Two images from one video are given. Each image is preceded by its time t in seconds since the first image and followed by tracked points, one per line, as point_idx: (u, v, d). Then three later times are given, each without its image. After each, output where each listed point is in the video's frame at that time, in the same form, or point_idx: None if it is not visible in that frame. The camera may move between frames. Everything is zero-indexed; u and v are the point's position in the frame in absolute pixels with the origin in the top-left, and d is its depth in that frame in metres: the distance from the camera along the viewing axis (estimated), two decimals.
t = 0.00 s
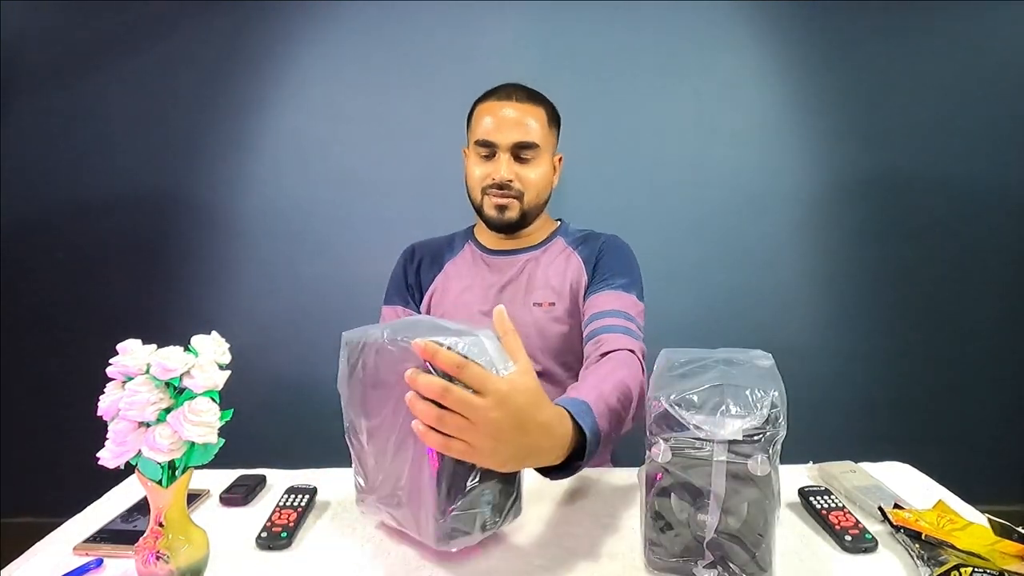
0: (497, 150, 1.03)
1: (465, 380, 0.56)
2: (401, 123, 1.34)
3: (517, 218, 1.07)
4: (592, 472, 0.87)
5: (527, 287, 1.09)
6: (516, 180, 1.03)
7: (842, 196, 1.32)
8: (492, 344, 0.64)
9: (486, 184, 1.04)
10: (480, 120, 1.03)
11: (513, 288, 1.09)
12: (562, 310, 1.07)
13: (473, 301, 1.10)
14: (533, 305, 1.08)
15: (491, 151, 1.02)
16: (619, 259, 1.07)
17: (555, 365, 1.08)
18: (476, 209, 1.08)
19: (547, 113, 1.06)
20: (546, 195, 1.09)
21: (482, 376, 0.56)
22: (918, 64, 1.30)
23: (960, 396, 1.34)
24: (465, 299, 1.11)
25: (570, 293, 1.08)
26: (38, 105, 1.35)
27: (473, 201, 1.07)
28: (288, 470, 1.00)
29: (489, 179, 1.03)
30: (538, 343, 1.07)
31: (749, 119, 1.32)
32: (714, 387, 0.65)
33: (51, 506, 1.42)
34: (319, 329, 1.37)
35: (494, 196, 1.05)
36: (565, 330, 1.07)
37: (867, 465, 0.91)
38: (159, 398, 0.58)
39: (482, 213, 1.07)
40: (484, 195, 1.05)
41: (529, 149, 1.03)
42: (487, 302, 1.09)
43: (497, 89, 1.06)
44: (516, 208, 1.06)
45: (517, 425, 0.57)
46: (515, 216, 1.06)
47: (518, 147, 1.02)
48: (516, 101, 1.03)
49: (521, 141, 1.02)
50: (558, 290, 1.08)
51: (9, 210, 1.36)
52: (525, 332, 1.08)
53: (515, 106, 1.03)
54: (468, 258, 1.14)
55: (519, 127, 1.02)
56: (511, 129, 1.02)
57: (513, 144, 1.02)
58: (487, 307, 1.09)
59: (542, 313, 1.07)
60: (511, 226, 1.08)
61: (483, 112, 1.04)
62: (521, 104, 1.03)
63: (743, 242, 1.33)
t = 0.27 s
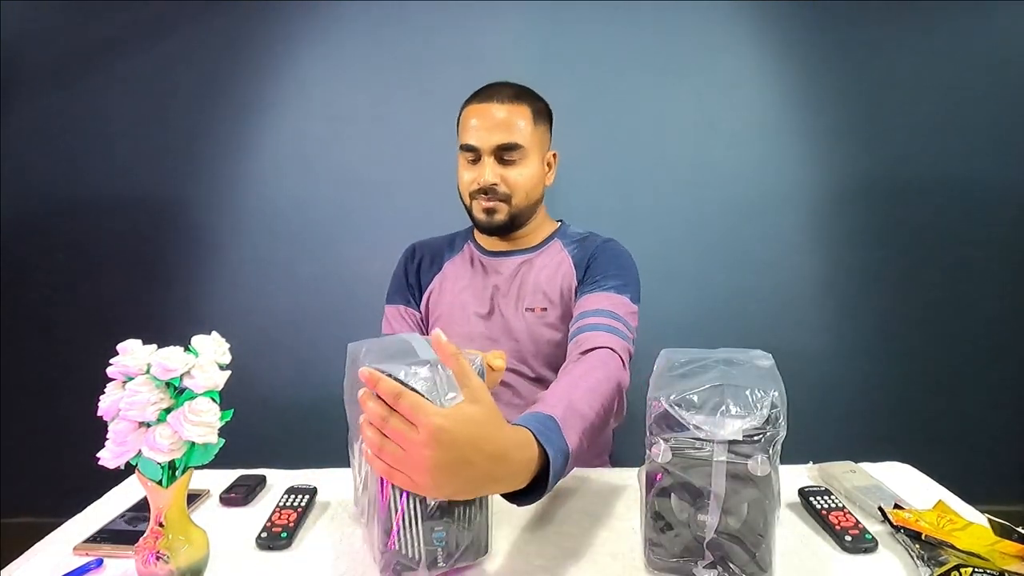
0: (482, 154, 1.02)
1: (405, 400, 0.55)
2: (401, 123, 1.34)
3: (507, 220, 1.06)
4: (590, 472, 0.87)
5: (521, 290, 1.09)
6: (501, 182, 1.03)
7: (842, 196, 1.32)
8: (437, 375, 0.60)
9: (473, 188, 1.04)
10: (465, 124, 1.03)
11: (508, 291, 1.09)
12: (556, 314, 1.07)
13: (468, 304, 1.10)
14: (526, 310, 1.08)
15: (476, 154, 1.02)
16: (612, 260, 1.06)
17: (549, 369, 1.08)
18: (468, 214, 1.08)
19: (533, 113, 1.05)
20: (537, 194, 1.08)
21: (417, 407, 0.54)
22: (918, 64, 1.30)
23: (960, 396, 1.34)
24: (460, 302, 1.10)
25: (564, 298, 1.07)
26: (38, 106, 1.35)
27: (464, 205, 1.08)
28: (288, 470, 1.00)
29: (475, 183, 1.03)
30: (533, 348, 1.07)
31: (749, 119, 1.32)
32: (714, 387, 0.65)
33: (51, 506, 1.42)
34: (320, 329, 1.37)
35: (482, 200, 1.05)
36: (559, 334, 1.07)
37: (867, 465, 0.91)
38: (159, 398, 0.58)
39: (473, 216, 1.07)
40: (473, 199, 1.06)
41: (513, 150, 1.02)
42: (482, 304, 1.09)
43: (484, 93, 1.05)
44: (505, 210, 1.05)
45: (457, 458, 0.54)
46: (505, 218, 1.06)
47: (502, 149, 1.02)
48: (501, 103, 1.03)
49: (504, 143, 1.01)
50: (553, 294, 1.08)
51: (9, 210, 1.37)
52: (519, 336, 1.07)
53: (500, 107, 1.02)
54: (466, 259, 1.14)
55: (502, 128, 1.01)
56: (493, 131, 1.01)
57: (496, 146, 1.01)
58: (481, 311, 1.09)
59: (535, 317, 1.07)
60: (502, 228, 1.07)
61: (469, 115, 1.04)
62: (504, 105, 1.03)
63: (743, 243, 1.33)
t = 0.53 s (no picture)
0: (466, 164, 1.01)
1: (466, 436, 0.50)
2: (400, 123, 1.34)
3: (497, 227, 1.06)
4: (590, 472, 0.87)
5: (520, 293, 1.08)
6: (487, 191, 1.02)
7: (842, 196, 1.32)
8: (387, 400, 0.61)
9: (460, 198, 1.03)
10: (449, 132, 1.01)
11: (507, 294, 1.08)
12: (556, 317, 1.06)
13: (467, 307, 1.10)
14: (526, 313, 1.07)
15: (460, 165, 1.01)
16: (615, 264, 1.06)
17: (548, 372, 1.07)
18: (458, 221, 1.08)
19: (517, 116, 1.03)
20: (526, 198, 1.06)
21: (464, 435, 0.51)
22: (918, 63, 1.30)
23: (960, 396, 1.34)
24: (459, 305, 1.10)
25: (564, 300, 1.07)
26: (37, 106, 1.35)
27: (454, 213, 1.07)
28: (288, 471, 1.00)
29: (461, 193, 1.02)
30: (533, 350, 1.07)
31: (748, 119, 1.32)
32: (714, 387, 0.65)
33: (51, 506, 1.42)
34: (319, 329, 1.37)
35: (470, 209, 1.04)
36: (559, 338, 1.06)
37: (867, 465, 0.91)
38: (159, 398, 0.58)
39: (463, 225, 1.07)
40: (461, 208, 1.05)
41: (497, 158, 1.00)
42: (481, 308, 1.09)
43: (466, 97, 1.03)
44: (494, 219, 1.05)
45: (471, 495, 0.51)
46: (495, 225, 1.05)
47: (485, 158, 1.00)
48: (483, 109, 1.00)
49: (487, 152, 0.99)
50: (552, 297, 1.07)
51: (9, 210, 1.37)
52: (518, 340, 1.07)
53: (482, 113, 1.00)
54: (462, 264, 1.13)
55: (485, 137, 0.99)
56: (476, 140, 0.99)
57: (480, 156, 1.00)
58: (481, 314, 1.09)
59: (535, 320, 1.07)
60: (492, 235, 1.07)
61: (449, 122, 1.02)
62: (486, 112, 1.00)
63: (742, 242, 1.33)
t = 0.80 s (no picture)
0: (453, 172, 1.01)
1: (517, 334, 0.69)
2: (401, 123, 1.34)
3: (489, 232, 1.06)
4: (590, 473, 0.87)
5: (521, 294, 1.08)
6: (476, 198, 1.02)
7: (842, 196, 1.32)
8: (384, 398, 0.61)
9: (450, 206, 1.04)
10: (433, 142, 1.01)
11: (508, 296, 1.08)
12: (557, 318, 1.07)
13: (467, 309, 1.09)
14: (527, 314, 1.07)
15: (447, 173, 1.01)
16: (622, 277, 1.09)
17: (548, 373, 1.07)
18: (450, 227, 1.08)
19: (501, 119, 1.03)
20: (516, 200, 1.07)
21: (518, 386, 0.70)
22: (918, 63, 1.30)
23: (960, 395, 1.34)
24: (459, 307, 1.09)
25: (565, 302, 1.08)
26: (38, 105, 1.35)
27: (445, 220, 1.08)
28: (289, 471, 1.00)
29: (450, 201, 1.03)
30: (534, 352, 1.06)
31: (748, 119, 1.32)
32: (714, 387, 0.65)
33: (52, 506, 1.42)
34: (319, 329, 1.37)
35: (460, 216, 1.04)
36: (560, 338, 1.07)
37: (867, 465, 0.91)
38: (159, 398, 0.58)
39: (456, 231, 1.07)
40: (451, 215, 1.05)
41: (483, 164, 1.00)
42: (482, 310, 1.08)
43: (450, 104, 1.03)
44: (486, 224, 1.05)
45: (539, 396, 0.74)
46: (486, 230, 1.06)
47: (472, 165, 1.00)
48: (467, 116, 1.00)
49: (473, 158, 0.99)
50: (553, 297, 1.08)
51: (9, 210, 1.36)
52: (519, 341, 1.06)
53: (467, 119, 1.00)
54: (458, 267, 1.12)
55: (470, 143, 0.99)
56: (460, 148, 0.99)
57: (466, 163, 1.00)
58: (482, 316, 1.08)
59: (536, 321, 1.07)
60: (485, 240, 1.07)
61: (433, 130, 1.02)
62: (470, 118, 1.00)
63: (742, 242, 1.33)
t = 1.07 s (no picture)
0: (460, 165, 1.02)
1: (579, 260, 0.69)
2: (401, 123, 1.34)
3: (497, 225, 1.06)
4: (590, 473, 0.87)
5: (530, 288, 1.08)
6: (484, 191, 1.03)
7: (842, 196, 1.32)
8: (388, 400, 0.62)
9: (458, 199, 1.04)
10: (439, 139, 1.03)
11: (518, 290, 1.08)
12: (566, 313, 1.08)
13: (477, 302, 1.09)
14: (537, 308, 1.07)
15: (454, 167, 1.02)
16: (625, 275, 1.10)
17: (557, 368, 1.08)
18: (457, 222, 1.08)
19: (506, 117, 1.05)
20: (522, 196, 1.07)
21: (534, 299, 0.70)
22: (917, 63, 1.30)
23: (959, 396, 1.34)
24: (468, 301, 1.09)
25: (574, 296, 1.08)
26: (38, 106, 1.35)
27: (453, 215, 1.08)
28: (289, 470, 1.00)
29: (458, 195, 1.04)
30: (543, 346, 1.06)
31: (748, 119, 1.32)
32: (714, 387, 0.65)
33: (52, 506, 1.42)
34: (319, 330, 1.37)
35: (467, 209, 1.04)
36: (569, 333, 1.07)
37: (867, 465, 0.91)
38: (159, 398, 0.58)
39: (463, 226, 1.07)
40: (459, 209, 1.05)
41: (491, 157, 1.02)
42: (491, 304, 1.08)
43: (457, 102, 1.05)
44: (493, 217, 1.05)
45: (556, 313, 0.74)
46: (494, 224, 1.06)
47: (479, 158, 1.01)
48: (473, 112, 1.02)
49: (475, 149, 1.01)
50: (562, 292, 1.08)
51: (9, 210, 1.37)
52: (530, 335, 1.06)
53: (473, 115, 1.02)
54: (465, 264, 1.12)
55: (478, 138, 1.01)
56: (467, 144, 1.01)
57: (473, 157, 1.01)
58: (492, 309, 1.07)
59: (547, 315, 1.07)
60: (492, 234, 1.07)
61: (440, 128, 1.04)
62: (476, 115, 1.02)
63: (742, 243, 1.33)
